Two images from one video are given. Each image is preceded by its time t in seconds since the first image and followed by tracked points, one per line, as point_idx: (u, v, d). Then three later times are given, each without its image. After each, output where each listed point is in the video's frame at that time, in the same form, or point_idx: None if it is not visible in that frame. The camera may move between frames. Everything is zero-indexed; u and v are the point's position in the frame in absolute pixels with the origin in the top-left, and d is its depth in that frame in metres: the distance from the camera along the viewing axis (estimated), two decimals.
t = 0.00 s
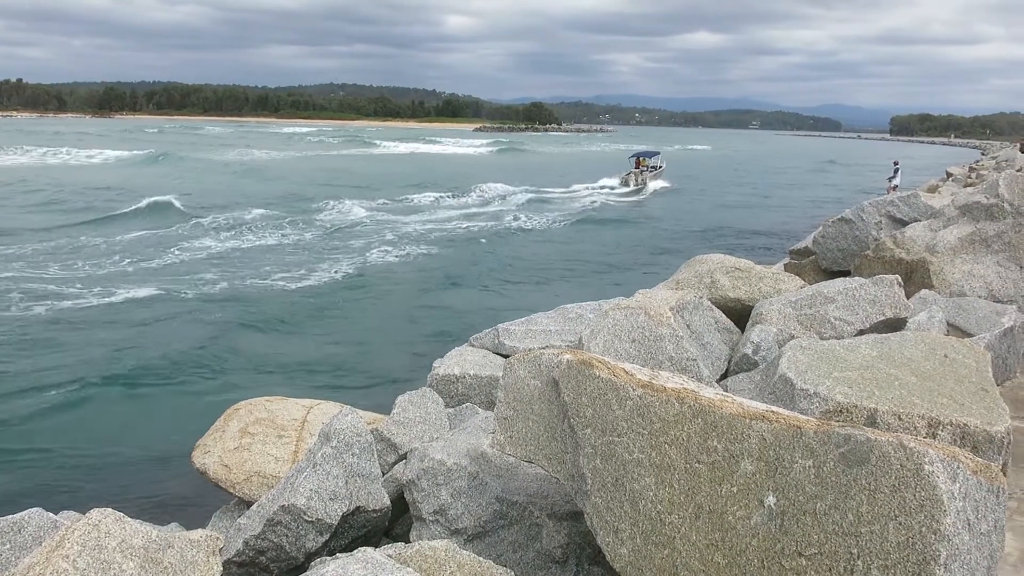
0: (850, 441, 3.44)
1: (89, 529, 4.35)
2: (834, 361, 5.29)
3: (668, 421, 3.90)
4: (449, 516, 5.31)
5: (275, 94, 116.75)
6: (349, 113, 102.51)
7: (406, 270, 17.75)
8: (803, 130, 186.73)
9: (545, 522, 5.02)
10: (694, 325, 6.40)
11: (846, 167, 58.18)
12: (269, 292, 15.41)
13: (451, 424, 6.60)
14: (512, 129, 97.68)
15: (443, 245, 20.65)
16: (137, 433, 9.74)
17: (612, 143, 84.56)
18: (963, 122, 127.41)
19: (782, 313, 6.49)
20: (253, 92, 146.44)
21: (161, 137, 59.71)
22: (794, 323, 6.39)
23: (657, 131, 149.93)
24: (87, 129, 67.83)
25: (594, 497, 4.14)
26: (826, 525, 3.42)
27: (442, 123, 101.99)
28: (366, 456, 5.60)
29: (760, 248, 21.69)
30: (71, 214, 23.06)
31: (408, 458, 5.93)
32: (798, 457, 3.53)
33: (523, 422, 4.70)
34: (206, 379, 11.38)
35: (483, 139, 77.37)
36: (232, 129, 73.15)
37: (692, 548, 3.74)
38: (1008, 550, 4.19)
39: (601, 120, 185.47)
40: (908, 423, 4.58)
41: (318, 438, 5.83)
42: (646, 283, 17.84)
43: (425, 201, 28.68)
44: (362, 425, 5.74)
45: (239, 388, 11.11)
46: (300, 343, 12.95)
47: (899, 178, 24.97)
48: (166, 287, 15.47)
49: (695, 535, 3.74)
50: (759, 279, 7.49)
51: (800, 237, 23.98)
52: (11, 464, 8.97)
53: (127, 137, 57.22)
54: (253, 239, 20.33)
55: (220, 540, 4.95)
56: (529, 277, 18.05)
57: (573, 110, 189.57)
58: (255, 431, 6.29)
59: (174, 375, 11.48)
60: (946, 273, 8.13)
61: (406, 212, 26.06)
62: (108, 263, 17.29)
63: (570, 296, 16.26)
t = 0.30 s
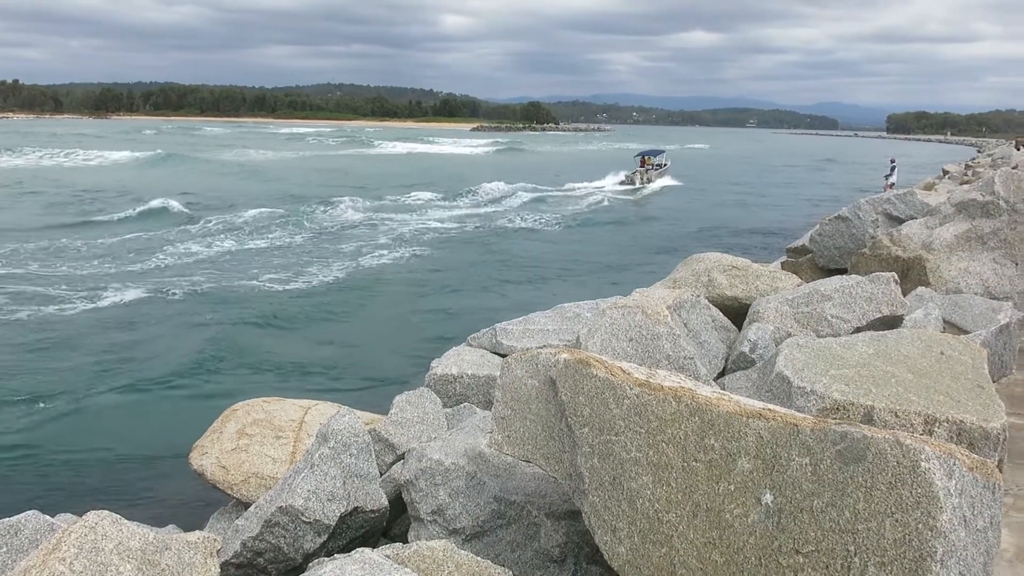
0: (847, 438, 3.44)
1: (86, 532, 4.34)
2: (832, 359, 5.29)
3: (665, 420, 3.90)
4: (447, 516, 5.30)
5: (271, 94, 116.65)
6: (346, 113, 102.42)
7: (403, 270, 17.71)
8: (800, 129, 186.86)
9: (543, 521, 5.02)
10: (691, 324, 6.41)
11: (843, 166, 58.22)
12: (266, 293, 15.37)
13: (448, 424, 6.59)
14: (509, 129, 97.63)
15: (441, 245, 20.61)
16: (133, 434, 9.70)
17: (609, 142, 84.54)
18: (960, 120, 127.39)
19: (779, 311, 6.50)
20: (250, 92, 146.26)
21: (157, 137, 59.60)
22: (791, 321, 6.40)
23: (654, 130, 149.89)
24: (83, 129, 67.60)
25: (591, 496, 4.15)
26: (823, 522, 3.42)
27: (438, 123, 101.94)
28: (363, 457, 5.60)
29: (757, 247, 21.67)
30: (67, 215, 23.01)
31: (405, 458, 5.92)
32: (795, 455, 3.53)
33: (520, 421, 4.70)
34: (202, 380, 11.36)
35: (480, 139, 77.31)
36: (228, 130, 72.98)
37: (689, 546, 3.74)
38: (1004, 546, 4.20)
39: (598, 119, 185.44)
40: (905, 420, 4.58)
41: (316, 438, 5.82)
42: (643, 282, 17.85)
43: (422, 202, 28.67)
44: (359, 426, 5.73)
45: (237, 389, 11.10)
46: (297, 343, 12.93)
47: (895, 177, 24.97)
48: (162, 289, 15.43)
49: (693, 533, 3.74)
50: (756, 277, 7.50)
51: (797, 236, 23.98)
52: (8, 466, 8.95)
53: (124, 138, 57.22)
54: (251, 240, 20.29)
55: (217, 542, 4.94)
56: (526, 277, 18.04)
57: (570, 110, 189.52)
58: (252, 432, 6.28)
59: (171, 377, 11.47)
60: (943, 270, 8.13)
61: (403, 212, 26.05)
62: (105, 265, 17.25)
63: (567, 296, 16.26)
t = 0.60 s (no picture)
0: (832, 436, 3.45)
1: (71, 534, 4.32)
2: (818, 357, 5.31)
3: (652, 418, 3.91)
4: (435, 515, 5.29)
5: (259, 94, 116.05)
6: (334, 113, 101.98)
7: (392, 271, 17.65)
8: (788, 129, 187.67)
9: (531, 520, 5.03)
10: (679, 322, 6.43)
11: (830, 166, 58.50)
12: (253, 294, 15.30)
13: (437, 423, 6.59)
14: (499, 129, 97.53)
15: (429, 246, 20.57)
16: (118, 437, 9.64)
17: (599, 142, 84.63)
18: (946, 120, 128.12)
19: (766, 310, 6.53)
20: (239, 92, 145.57)
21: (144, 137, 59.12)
22: (778, 320, 6.44)
23: (643, 130, 150.13)
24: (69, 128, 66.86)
25: (579, 495, 4.16)
26: (808, 520, 3.44)
27: (428, 122, 101.80)
28: (351, 456, 5.58)
29: (745, 246, 21.71)
30: (51, 215, 22.79)
31: (393, 458, 5.92)
32: (781, 452, 3.55)
33: (508, 421, 4.69)
34: (189, 382, 11.30)
35: (469, 138, 77.17)
36: (216, 129, 72.51)
37: (677, 544, 3.75)
38: (987, 542, 4.23)
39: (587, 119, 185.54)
40: (891, 417, 4.61)
41: (303, 438, 5.80)
42: (631, 281, 17.88)
43: (411, 202, 28.63)
44: (347, 425, 5.71)
45: (224, 390, 11.05)
46: (285, 344, 12.89)
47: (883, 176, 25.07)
48: (141, 292, 15.22)
49: (680, 531, 3.76)
50: (743, 277, 7.54)
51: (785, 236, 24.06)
52: None
53: (111, 137, 56.75)
54: (238, 242, 20.18)
55: (204, 543, 4.92)
56: (514, 277, 18.02)
57: (559, 109, 189.58)
58: (240, 433, 6.26)
59: (158, 379, 11.41)
60: (928, 269, 8.18)
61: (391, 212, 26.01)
62: (91, 266, 17.13)
63: (556, 296, 16.27)
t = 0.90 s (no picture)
0: (818, 434, 3.47)
1: (54, 537, 4.28)
2: (804, 356, 5.33)
3: (639, 417, 3.92)
4: (423, 515, 5.28)
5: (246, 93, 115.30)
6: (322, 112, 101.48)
7: (378, 272, 17.58)
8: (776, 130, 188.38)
9: (519, 519, 5.03)
10: (666, 322, 6.45)
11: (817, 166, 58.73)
12: (239, 296, 15.18)
13: (424, 423, 6.58)
14: (488, 129, 97.39)
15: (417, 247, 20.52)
16: (102, 441, 9.55)
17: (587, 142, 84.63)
18: (932, 121, 128.89)
19: (753, 309, 6.57)
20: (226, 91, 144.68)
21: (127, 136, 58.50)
22: (765, 319, 6.47)
23: (632, 130, 150.20)
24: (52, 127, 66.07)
25: (566, 493, 4.16)
26: (794, 517, 3.46)
27: (416, 122, 101.51)
28: (338, 457, 5.56)
29: (732, 246, 21.77)
30: (31, 216, 22.42)
31: (381, 458, 5.91)
32: (767, 450, 3.57)
33: (495, 420, 4.69)
34: (176, 385, 11.23)
35: (457, 138, 76.98)
36: (203, 129, 71.97)
37: (663, 542, 3.77)
38: (970, 538, 4.27)
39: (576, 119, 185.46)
40: (875, 416, 4.64)
41: (290, 439, 5.78)
42: (619, 282, 17.90)
43: (399, 203, 28.53)
44: (334, 425, 5.69)
45: (211, 393, 10.99)
46: (273, 346, 12.83)
47: (868, 177, 25.20)
48: (127, 293, 15.10)
49: (667, 530, 3.77)
50: (730, 277, 7.57)
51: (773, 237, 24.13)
52: None
53: (95, 137, 56.20)
54: (222, 244, 19.97)
55: (190, 544, 4.89)
56: (502, 279, 18.00)
57: (548, 109, 189.47)
58: (226, 433, 6.23)
59: (144, 381, 11.33)
60: (913, 269, 8.25)
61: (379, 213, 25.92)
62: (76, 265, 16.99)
63: (544, 296, 16.28)
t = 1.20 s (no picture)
0: (806, 433, 3.49)
1: (41, 538, 4.26)
2: (792, 355, 5.35)
3: (628, 416, 3.93)
4: (412, 515, 5.27)
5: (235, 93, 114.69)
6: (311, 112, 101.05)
7: (367, 274, 17.53)
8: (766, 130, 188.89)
9: (508, 519, 5.04)
10: (655, 321, 6.47)
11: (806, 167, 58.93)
12: (225, 299, 15.08)
13: (413, 423, 6.57)
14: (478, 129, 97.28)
15: (407, 248, 20.47)
16: (90, 445, 9.49)
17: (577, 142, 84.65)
18: (920, 122, 129.49)
19: (741, 309, 6.60)
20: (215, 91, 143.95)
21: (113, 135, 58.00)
22: (753, 319, 6.50)
23: (622, 130, 150.22)
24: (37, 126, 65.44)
25: (555, 493, 4.17)
26: (782, 516, 3.47)
27: (406, 121, 101.28)
28: (328, 457, 5.55)
29: (721, 246, 21.82)
30: (15, 216, 22.19)
31: (370, 458, 5.90)
32: (756, 450, 3.58)
33: (485, 420, 4.69)
34: (164, 388, 11.18)
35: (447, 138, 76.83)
36: (191, 128, 71.50)
37: (651, 542, 3.78)
38: (956, 536, 4.30)
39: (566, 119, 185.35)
40: (862, 414, 4.67)
41: (278, 439, 5.76)
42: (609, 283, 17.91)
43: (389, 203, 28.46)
44: (323, 426, 5.67)
45: (200, 396, 10.94)
46: (262, 348, 12.80)
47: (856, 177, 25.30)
48: (115, 294, 15.01)
49: (655, 529, 3.78)
50: (718, 276, 7.59)
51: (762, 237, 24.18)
52: None
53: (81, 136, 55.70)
54: (208, 246, 19.81)
55: (178, 545, 4.86)
56: (491, 279, 17.97)
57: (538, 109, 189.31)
58: (214, 434, 6.20)
59: (132, 384, 11.28)
60: (900, 268, 8.30)
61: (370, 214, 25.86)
62: (63, 266, 16.87)
63: (533, 296, 16.29)
